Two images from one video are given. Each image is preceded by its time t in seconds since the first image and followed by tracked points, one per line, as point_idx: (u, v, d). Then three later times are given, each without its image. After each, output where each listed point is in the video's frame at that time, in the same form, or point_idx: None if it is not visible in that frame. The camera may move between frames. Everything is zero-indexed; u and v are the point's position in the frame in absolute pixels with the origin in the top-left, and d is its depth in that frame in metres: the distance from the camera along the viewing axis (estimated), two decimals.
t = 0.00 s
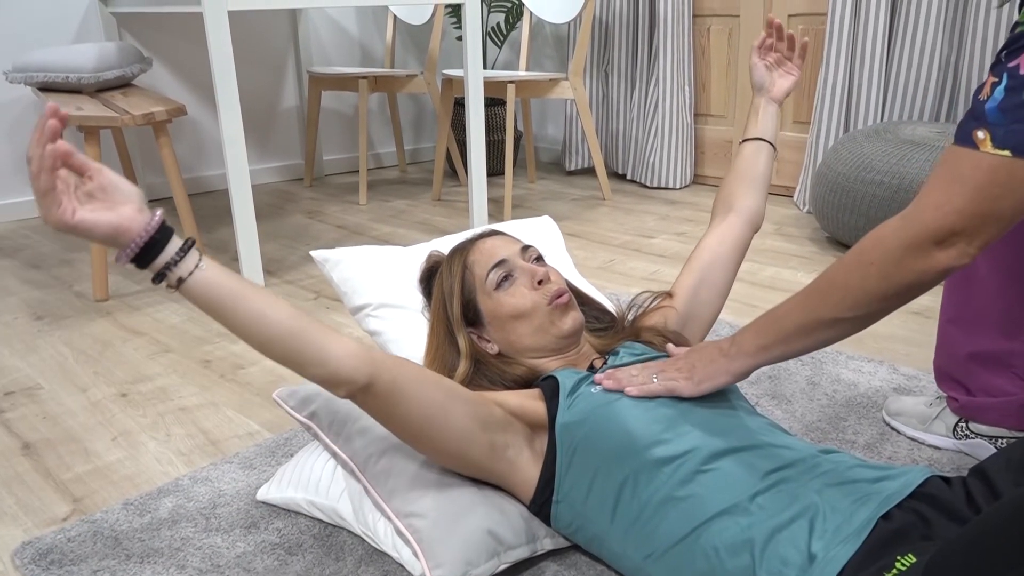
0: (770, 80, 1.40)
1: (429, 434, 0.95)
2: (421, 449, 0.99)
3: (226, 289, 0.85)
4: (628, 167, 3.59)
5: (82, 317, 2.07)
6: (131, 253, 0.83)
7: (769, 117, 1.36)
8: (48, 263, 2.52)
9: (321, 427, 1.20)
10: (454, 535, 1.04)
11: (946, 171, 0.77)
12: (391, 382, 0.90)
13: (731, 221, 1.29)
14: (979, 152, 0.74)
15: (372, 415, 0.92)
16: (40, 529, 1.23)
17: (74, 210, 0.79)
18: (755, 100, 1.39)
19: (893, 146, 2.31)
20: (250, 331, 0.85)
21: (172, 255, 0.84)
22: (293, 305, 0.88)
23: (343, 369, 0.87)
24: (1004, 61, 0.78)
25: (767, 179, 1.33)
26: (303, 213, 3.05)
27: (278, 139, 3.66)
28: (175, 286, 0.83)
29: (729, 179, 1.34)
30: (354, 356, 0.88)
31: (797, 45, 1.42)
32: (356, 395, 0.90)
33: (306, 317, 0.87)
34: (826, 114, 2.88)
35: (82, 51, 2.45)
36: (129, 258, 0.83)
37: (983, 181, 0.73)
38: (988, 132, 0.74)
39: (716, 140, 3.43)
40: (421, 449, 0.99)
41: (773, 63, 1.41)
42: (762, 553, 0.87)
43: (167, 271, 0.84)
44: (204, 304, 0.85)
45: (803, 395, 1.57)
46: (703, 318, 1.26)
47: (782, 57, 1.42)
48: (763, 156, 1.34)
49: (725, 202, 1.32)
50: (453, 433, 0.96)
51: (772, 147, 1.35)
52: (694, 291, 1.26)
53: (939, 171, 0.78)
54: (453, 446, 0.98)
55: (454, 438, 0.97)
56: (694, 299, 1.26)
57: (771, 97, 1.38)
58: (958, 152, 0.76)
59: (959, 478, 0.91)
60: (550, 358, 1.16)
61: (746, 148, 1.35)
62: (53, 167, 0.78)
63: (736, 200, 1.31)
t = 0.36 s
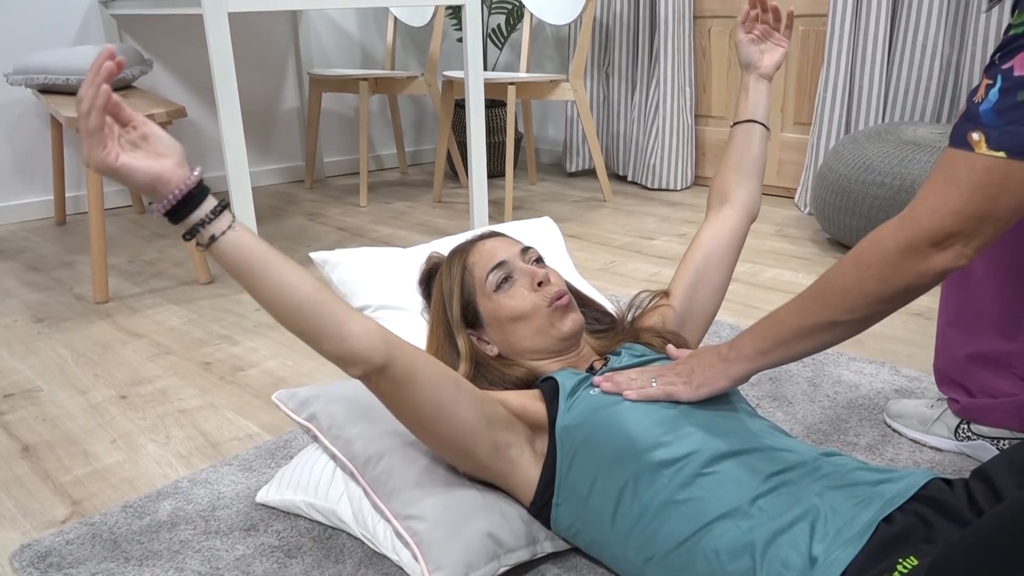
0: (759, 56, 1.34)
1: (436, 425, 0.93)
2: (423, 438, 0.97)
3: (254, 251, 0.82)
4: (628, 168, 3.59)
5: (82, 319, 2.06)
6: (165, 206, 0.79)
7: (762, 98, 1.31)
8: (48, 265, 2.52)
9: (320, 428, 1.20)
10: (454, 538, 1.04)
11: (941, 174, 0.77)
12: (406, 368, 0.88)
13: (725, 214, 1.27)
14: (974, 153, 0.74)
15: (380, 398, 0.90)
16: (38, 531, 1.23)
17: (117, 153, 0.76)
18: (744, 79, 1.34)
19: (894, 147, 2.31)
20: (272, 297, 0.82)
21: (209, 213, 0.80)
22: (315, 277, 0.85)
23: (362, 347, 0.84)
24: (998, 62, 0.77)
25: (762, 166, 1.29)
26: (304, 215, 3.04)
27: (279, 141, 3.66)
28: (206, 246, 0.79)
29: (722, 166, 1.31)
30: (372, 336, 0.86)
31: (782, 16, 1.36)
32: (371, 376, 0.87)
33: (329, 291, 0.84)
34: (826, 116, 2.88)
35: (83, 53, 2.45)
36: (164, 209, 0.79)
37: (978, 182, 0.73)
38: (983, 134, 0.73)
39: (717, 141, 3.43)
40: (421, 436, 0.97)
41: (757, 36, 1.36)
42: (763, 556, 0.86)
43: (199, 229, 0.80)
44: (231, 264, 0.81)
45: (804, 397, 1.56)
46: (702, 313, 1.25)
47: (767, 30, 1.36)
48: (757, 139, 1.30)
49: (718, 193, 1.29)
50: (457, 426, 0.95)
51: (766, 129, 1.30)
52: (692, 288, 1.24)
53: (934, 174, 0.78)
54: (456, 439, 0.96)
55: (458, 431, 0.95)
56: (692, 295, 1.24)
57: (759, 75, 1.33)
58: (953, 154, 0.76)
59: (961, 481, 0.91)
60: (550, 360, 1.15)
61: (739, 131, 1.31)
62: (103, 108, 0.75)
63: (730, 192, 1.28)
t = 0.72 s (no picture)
0: (755, 46, 1.28)
1: (446, 425, 0.93)
2: (433, 439, 0.96)
3: (291, 231, 0.82)
4: (631, 177, 3.59)
5: (85, 329, 2.07)
6: (210, 176, 0.79)
7: (761, 91, 1.27)
8: (53, 275, 2.52)
9: (323, 439, 1.21)
10: (458, 550, 1.04)
11: (939, 183, 0.77)
12: (424, 364, 0.88)
13: (724, 219, 1.24)
14: (972, 163, 0.74)
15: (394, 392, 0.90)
16: (42, 543, 1.22)
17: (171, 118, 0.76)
18: (738, 72, 1.29)
19: (897, 156, 2.31)
20: (303, 278, 0.81)
21: (253, 185, 0.80)
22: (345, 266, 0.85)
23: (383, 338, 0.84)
24: (994, 72, 0.77)
25: (760, 165, 1.26)
26: (308, 225, 3.05)
27: (283, 152, 3.67)
28: (247, 220, 0.79)
29: (719, 166, 1.28)
30: (394, 329, 0.86)
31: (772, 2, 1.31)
32: (390, 369, 0.87)
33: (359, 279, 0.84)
34: (828, 124, 2.89)
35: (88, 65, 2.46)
36: (209, 178, 0.79)
37: (977, 191, 0.73)
38: (981, 143, 0.74)
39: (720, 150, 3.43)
40: (431, 437, 0.96)
41: (749, 26, 1.29)
42: (768, 568, 0.86)
43: (240, 202, 0.80)
44: (265, 242, 0.81)
45: (808, 406, 1.56)
46: (704, 320, 1.23)
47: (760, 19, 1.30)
48: (755, 137, 1.26)
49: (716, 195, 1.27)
50: (468, 428, 0.94)
51: (764, 125, 1.27)
52: (692, 295, 1.23)
53: (933, 184, 0.78)
54: (466, 441, 0.96)
55: (469, 433, 0.95)
56: (693, 304, 1.23)
57: (755, 67, 1.28)
58: (951, 164, 0.76)
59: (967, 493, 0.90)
60: (554, 371, 1.15)
61: (736, 128, 1.27)
62: (164, 73, 0.75)
63: (729, 194, 1.25)
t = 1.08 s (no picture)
0: (747, 45, 1.23)
1: (455, 429, 0.92)
2: (440, 442, 0.95)
3: (323, 219, 0.81)
4: (633, 187, 3.60)
5: (88, 339, 2.07)
6: (249, 157, 0.78)
7: (755, 93, 1.22)
8: (55, 284, 2.53)
9: (325, 451, 1.21)
10: (458, 561, 1.04)
11: (938, 195, 0.77)
12: (441, 365, 0.87)
13: (722, 225, 1.22)
14: (971, 175, 0.74)
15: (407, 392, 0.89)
16: (43, 553, 1.22)
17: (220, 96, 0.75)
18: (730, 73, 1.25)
19: (898, 166, 2.31)
20: (329, 268, 0.81)
21: (292, 170, 0.80)
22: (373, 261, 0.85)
23: (402, 336, 0.83)
24: (993, 85, 0.77)
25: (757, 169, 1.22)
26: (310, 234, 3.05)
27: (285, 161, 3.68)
28: (281, 204, 0.78)
29: (716, 172, 1.25)
30: (416, 326, 0.85)
31: None
32: (406, 367, 0.86)
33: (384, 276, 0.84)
34: (830, 134, 2.89)
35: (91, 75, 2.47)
36: (247, 159, 0.78)
37: (977, 204, 0.74)
38: (980, 155, 0.74)
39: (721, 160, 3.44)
40: (440, 440, 0.96)
41: (740, 24, 1.24)
42: None
43: (274, 187, 0.79)
44: (296, 227, 0.81)
45: (810, 417, 1.56)
46: (703, 333, 1.22)
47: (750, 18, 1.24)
48: (751, 140, 1.22)
49: (713, 203, 1.24)
50: (477, 433, 0.94)
51: (761, 126, 1.23)
52: (691, 307, 1.21)
53: (932, 195, 0.78)
54: (474, 447, 0.95)
55: (478, 438, 0.94)
56: (692, 314, 1.21)
57: (747, 67, 1.23)
58: (950, 176, 0.76)
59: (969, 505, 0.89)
60: (556, 382, 1.15)
61: (731, 132, 1.23)
62: (219, 51, 0.75)
63: (726, 200, 1.22)
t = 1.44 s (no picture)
0: (738, 44, 1.21)
1: (459, 431, 0.92)
2: (443, 445, 0.95)
3: (343, 212, 0.82)
4: (633, 194, 3.60)
5: (88, 345, 2.07)
6: (273, 144, 0.80)
7: (749, 93, 1.20)
8: (56, 291, 2.53)
9: (325, 458, 1.20)
10: (458, 570, 1.03)
11: (937, 202, 0.77)
12: (449, 363, 0.87)
13: (718, 230, 1.20)
14: (971, 182, 0.74)
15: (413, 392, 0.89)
16: (41, 561, 1.22)
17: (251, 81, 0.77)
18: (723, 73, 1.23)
19: (898, 174, 2.32)
20: (347, 257, 0.82)
21: (314, 160, 0.81)
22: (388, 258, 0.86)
23: (413, 331, 0.84)
24: (993, 92, 0.78)
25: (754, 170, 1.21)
26: (310, 241, 3.06)
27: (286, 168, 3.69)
28: (301, 192, 0.80)
29: (711, 174, 1.23)
30: (426, 322, 0.85)
31: None
32: (414, 363, 0.86)
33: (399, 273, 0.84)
34: (830, 141, 2.90)
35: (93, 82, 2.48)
36: (272, 144, 0.79)
37: (976, 210, 0.74)
38: (980, 162, 0.74)
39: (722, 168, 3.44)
40: (443, 444, 0.95)
41: (732, 22, 1.22)
42: None
43: (296, 174, 0.80)
44: (314, 218, 0.82)
45: (810, 425, 1.56)
46: (701, 341, 1.21)
47: (740, 18, 1.22)
48: (745, 140, 1.21)
49: (708, 208, 1.22)
50: (481, 436, 0.93)
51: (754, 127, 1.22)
52: (689, 315, 1.20)
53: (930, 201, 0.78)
54: (478, 450, 0.95)
55: (481, 441, 0.94)
56: (690, 320, 1.20)
57: (740, 67, 1.21)
58: (949, 182, 0.77)
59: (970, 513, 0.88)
60: (556, 390, 1.15)
61: (724, 133, 1.22)
62: (254, 38, 0.76)
63: (722, 203, 1.21)
